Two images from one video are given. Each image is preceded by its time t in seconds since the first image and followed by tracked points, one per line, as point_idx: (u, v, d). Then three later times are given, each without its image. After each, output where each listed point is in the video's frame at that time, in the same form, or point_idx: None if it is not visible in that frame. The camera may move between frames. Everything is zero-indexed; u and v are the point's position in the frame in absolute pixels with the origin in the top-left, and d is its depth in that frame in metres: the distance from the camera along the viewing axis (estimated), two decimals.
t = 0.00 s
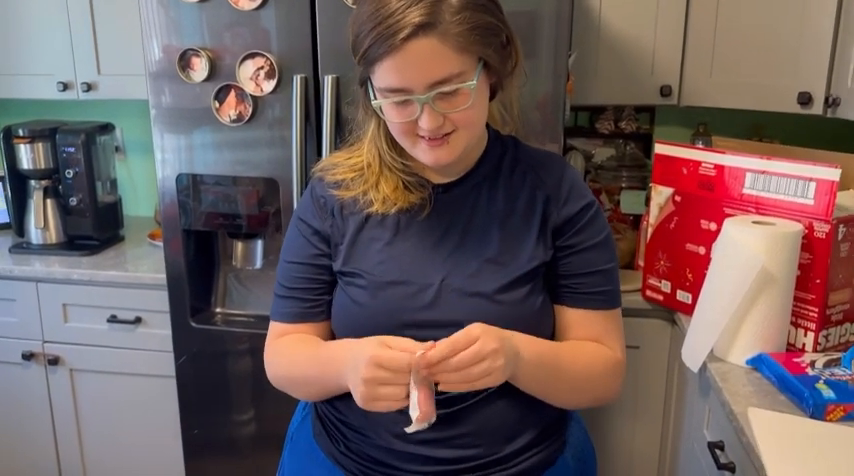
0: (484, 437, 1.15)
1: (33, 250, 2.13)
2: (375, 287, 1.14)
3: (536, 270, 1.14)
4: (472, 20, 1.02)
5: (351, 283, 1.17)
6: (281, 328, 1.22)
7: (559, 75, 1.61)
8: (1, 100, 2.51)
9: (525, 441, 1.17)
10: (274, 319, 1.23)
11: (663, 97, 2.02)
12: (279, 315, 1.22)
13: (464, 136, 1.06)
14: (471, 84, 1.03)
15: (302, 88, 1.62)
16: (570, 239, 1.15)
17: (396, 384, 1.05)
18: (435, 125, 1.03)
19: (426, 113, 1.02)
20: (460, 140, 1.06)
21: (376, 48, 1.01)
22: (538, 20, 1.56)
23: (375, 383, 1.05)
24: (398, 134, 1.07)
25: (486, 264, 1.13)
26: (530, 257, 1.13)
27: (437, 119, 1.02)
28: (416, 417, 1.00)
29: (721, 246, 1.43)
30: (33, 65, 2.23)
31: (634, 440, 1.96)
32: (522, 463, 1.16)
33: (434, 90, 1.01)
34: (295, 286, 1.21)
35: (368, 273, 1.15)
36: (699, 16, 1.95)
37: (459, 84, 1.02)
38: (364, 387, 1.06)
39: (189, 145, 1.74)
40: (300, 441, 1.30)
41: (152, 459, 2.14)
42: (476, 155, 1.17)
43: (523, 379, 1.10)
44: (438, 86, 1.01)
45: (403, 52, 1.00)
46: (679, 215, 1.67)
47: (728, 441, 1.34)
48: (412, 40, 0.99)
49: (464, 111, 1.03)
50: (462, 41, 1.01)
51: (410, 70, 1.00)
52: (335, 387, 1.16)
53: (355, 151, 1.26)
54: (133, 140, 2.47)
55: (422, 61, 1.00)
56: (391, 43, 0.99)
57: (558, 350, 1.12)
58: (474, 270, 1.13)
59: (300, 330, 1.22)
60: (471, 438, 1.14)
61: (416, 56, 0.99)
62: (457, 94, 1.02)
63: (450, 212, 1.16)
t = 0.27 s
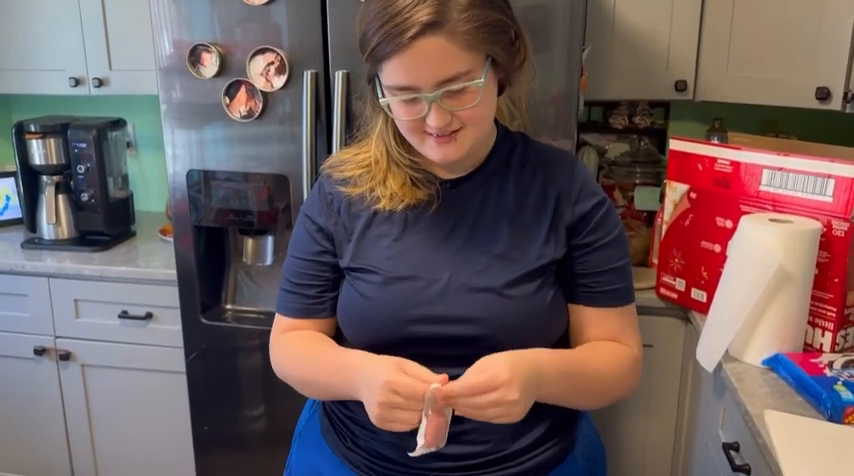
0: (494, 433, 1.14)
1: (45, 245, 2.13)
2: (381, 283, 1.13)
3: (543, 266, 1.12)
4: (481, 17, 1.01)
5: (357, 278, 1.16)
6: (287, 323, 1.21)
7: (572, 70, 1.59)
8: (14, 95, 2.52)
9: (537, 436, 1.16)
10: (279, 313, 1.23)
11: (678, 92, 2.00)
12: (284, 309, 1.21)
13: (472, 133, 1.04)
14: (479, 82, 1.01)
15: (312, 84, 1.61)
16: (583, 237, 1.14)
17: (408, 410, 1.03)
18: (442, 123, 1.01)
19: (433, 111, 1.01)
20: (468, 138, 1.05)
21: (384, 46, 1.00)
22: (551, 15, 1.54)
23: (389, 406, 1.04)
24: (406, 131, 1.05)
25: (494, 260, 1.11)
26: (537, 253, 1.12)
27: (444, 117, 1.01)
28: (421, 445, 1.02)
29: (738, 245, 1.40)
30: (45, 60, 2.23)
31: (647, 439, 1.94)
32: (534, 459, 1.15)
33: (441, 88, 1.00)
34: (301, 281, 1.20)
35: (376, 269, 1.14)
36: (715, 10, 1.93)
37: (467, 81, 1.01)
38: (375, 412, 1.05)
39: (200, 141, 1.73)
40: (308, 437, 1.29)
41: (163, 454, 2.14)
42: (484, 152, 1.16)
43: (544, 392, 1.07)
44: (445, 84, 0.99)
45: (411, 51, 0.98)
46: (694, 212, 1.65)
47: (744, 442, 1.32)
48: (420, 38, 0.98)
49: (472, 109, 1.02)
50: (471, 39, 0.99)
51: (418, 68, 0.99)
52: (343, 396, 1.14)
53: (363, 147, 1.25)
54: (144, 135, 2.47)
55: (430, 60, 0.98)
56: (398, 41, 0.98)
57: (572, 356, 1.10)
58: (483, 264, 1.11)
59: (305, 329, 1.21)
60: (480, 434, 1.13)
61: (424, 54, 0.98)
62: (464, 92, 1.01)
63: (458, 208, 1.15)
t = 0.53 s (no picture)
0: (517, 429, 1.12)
1: (71, 238, 2.15)
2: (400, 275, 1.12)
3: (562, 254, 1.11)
4: (498, 7, 0.99)
5: (375, 269, 1.16)
6: (310, 312, 1.22)
7: (598, 59, 1.56)
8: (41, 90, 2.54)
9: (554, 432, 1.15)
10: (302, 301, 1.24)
11: (707, 80, 1.94)
12: (306, 298, 1.22)
13: (489, 124, 1.03)
14: (497, 72, 1.00)
15: (334, 75, 1.59)
16: (605, 224, 1.12)
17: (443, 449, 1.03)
18: (460, 115, 1.00)
19: (451, 103, 0.99)
20: (486, 129, 1.03)
21: (399, 38, 0.98)
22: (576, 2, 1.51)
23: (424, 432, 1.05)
24: (423, 123, 1.04)
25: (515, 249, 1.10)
26: (555, 243, 1.11)
27: (462, 108, 1.00)
28: None
29: (771, 238, 1.36)
30: (70, 55, 2.24)
31: (675, 435, 1.90)
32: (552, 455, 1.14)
33: (459, 79, 0.98)
34: (321, 271, 1.20)
35: (396, 261, 1.13)
36: None
37: (485, 72, 0.99)
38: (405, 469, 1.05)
39: (223, 134, 1.72)
40: (328, 430, 1.28)
41: (189, 446, 2.15)
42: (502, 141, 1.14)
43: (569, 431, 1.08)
44: (463, 75, 0.98)
45: (427, 42, 0.97)
46: (725, 204, 1.61)
47: (776, 440, 1.28)
48: (436, 29, 0.96)
49: (490, 99, 1.00)
50: (488, 29, 0.98)
51: (435, 59, 0.97)
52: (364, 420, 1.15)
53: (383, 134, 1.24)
54: (168, 128, 2.48)
55: (447, 51, 0.97)
56: (415, 32, 0.96)
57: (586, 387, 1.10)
58: (502, 255, 1.10)
59: (325, 317, 1.22)
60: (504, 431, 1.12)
61: (440, 45, 0.96)
62: (483, 82, 0.99)
63: (477, 197, 1.14)
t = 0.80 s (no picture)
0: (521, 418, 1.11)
1: (78, 230, 2.14)
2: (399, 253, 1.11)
3: (553, 223, 1.08)
4: None
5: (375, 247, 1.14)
6: (315, 290, 1.22)
7: (606, 43, 1.53)
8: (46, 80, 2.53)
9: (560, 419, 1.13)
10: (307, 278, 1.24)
11: (719, 64, 1.90)
12: (310, 275, 1.22)
13: (487, 116, 1.02)
14: (495, 66, 0.97)
15: (337, 62, 1.57)
16: (589, 187, 1.08)
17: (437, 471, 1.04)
18: (456, 109, 0.99)
19: (447, 98, 0.97)
20: (484, 121, 1.02)
21: (394, 31, 0.96)
22: None
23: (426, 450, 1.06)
24: (419, 115, 1.03)
25: (509, 224, 1.08)
26: (536, 214, 1.07)
27: (458, 103, 0.98)
28: None
29: (783, 222, 1.33)
30: (74, 45, 2.23)
31: (685, 424, 1.88)
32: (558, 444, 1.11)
33: (455, 74, 0.96)
34: (325, 248, 1.19)
35: (394, 238, 1.12)
36: None
37: (482, 66, 0.97)
38: None
39: (227, 124, 1.71)
40: (334, 419, 1.27)
41: (198, 437, 2.16)
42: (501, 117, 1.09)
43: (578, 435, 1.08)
44: (459, 71, 0.96)
45: (422, 37, 0.94)
46: (736, 189, 1.58)
47: (788, 429, 1.26)
48: (432, 24, 0.93)
49: (487, 93, 0.99)
50: (485, 23, 0.95)
51: (430, 54, 0.95)
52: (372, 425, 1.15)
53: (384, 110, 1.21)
54: (173, 118, 2.47)
55: (443, 46, 0.94)
56: (409, 27, 0.94)
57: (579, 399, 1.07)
58: (497, 229, 1.08)
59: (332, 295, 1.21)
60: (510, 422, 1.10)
61: (436, 40, 0.94)
62: (479, 76, 0.97)
63: (477, 173, 1.12)
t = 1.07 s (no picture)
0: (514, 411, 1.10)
1: (66, 226, 2.13)
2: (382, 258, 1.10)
3: (538, 227, 1.07)
4: None
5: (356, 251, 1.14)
6: (298, 291, 1.22)
7: (595, 32, 1.52)
8: (32, 76, 2.51)
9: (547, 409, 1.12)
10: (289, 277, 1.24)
11: (708, 52, 1.90)
12: (293, 276, 1.22)
13: (469, 111, 1.01)
14: (475, 62, 0.97)
15: (324, 53, 1.56)
16: (581, 190, 1.07)
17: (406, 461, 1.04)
18: (437, 105, 0.98)
19: (427, 93, 0.97)
20: (466, 115, 1.02)
21: (372, 27, 0.95)
22: None
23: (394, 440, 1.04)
24: (400, 110, 1.02)
25: (496, 226, 1.07)
26: (524, 219, 1.06)
27: (439, 99, 0.97)
28: None
29: (772, 211, 1.33)
30: (59, 39, 2.20)
31: (678, 413, 1.89)
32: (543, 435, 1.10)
33: (435, 69, 0.96)
34: (306, 250, 1.20)
35: (378, 243, 1.11)
36: None
37: (462, 61, 0.96)
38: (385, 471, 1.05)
39: (216, 119, 1.70)
40: (326, 413, 1.27)
41: (192, 432, 2.15)
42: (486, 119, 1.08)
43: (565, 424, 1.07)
44: (439, 67, 0.95)
45: (401, 33, 0.93)
46: (726, 178, 1.57)
47: (779, 417, 1.26)
48: (410, 20, 0.92)
49: (469, 88, 0.98)
50: (464, 18, 0.94)
51: (409, 50, 0.94)
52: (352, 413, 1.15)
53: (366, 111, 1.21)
54: (161, 113, 2.45)
55: (421, 42, 0.93)
56: (387, 23, 0.93)
57: (569, 383, 1.05)
58: (482, 234, 1.07)
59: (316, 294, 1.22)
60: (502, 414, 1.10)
61: (414, 36, 0.93)
62: (460, 72, 0.97)
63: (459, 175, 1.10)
